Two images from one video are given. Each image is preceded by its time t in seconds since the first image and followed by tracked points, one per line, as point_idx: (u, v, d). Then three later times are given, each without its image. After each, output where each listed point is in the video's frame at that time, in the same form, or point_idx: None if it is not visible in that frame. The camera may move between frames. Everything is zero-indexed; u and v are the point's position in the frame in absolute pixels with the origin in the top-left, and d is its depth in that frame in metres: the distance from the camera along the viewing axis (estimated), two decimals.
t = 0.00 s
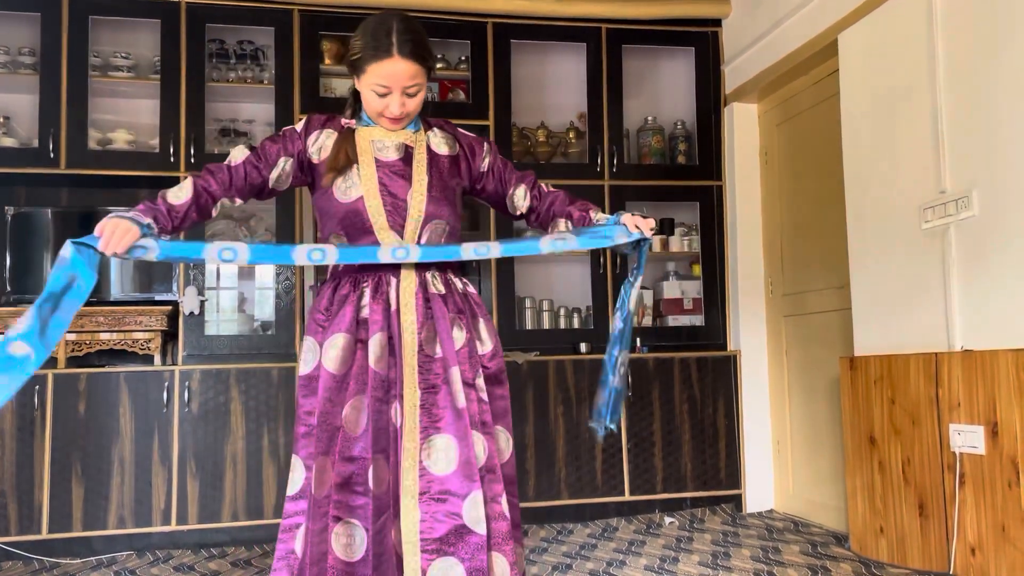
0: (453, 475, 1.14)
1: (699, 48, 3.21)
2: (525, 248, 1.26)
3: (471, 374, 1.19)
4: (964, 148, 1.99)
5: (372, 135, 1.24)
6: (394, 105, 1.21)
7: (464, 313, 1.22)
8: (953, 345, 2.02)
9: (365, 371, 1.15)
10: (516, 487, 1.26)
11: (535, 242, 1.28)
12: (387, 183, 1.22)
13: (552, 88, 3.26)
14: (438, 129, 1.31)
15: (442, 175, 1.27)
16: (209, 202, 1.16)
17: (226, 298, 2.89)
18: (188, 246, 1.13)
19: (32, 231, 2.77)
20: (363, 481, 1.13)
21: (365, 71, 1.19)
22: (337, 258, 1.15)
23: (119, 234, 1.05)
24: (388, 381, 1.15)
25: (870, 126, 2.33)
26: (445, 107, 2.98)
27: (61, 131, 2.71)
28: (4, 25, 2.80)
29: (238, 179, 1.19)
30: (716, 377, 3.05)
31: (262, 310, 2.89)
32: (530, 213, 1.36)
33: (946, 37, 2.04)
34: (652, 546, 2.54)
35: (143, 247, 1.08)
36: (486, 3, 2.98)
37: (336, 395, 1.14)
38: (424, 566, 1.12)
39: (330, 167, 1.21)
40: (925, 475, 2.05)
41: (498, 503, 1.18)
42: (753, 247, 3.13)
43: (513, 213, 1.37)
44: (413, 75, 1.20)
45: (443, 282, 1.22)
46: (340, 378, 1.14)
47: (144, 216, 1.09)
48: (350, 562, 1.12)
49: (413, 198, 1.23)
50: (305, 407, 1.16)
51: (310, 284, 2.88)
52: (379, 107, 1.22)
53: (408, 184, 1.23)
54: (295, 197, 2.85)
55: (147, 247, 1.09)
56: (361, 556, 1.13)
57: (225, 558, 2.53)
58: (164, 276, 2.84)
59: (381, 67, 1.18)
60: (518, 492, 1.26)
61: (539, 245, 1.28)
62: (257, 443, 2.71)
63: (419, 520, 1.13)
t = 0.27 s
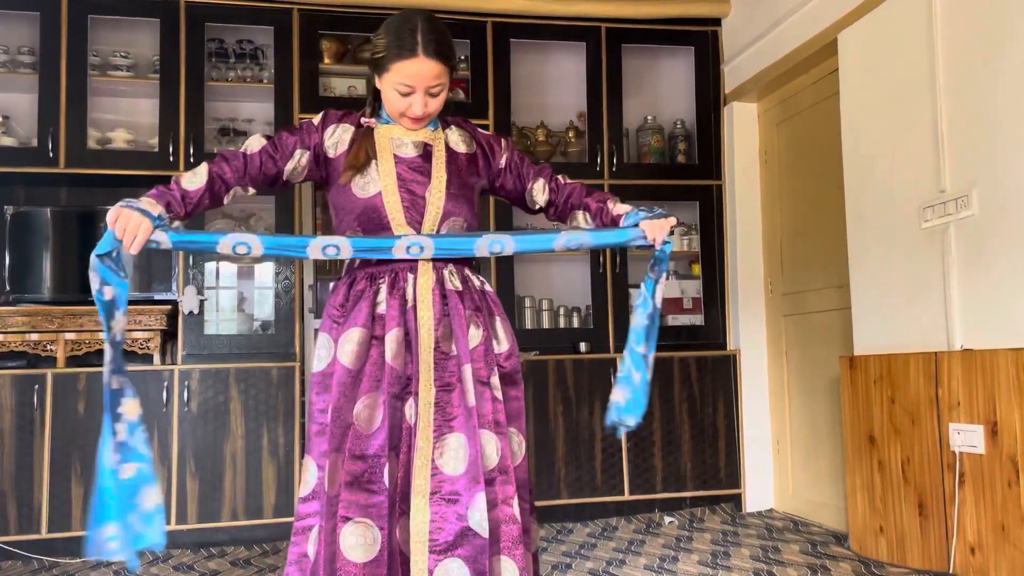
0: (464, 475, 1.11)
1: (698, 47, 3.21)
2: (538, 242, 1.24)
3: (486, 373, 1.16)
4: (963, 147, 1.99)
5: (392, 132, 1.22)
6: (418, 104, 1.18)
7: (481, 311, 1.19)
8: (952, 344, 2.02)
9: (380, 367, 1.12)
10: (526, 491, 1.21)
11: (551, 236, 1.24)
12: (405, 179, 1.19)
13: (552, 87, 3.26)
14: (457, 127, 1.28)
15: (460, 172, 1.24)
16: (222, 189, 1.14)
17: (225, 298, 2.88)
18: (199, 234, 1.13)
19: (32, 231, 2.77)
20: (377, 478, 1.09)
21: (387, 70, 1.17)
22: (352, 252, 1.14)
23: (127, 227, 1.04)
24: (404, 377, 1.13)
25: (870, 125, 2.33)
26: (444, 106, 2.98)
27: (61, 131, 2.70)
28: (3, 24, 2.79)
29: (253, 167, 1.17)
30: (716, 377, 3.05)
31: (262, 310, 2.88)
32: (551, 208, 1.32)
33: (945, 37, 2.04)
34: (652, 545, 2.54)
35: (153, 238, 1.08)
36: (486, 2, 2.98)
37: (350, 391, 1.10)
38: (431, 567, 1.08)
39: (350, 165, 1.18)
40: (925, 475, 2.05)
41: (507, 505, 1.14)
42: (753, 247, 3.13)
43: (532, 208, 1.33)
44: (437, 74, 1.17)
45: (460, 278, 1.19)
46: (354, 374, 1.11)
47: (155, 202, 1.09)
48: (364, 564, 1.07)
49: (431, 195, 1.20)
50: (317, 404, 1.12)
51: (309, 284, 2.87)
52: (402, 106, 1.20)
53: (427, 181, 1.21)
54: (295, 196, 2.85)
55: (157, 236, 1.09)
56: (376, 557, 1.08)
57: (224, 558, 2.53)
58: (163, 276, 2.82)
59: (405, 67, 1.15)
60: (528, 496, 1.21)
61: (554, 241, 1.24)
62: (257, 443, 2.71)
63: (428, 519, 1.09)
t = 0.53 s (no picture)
0: (481, 475, 1.10)
1: (698, 47, 3.21)
2: (545, 237, 1.24)
3: (497, 372, 1.15)
4: (962, 147, 1.99)
5: (402, 129, 1.21)
6: (428, 100, 1.17)
7: (490, 310, 1.19)
8: (952, 344, 2.02)
9: (388, 365, 1.12)
10: (543, 494, 1.20)
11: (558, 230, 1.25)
12: (414, 177, 1.19)
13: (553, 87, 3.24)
14: (466, 125, 1.28)
15: (470, 170, 1.24)
16: (230, 179, 1.15)
17: (225, 297, 2.87)
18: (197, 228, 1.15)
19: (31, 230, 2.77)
20: (388, 478, 1.09)
21: (398, 65, 1.16)
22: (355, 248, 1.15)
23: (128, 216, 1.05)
24: (412, 375, 1.13)
25: (870, 125, 2.34)
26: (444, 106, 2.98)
27: (61, 130, 2.70)
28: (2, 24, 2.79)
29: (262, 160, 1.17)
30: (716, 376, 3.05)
31: (261, 310, 2.86)
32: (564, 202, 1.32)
33: (944, 37, 2.05)
34: (651, 545, 2.54)
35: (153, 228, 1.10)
36: (486, 2, 2.98)
37: (358, 390, 1.10)
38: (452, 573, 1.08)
39: (359, 162, 1.18)
40: (924, 475, 2.06)
41: (524, 506, 1.14)
42: (753, 247, 3.13)
43: (545, 204, 1.33)
44: (447, 69, 1.17)
45: (469, 277, 1.20)
46: (362, 372, 1.11)
47: (163, 187, 1.10)
48: (376, 566, 1.07)
49: (440, 193, 1.20)
50: (322, 402, 1.10)
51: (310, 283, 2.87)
52: (412, 102, 1.19)
53: (436, 179, 1.20)
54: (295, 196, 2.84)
55: (157, 226, 1.10)
56: (387, 559, 1.07)
57: (224, 557, 2.53)
58: (162, 276, 2.84)
59: (416, 61, 1.15)
60: (545, 498, 1.20)
61: (562, 236, 1.25)
62: (256, 443, 2.71)
63: (447, 522, 1.09)
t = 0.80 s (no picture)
0: (478, 474, 1.10)
1: (698, 47, 3.21)
2: (550, 219, 1.24)
3: (496, 370, 1.14)
4: (962, 147, 1.99)
5: (402, 124, 1.21)
6: (427, 91, 1.17)
7: (489, 307, 1.18)
8: (952, 344, 2.02)
9: (384, 361, 1.12)
10: (547, 494, 1.20)
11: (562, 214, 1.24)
12: (413, 172, 1.19)
13: (552, 87, 3.23)
14: (467, 122, 1.27)
15: (469, 167, 1.23)
16: (227, 175, 1.15)
17: (225, 297, 2.87)
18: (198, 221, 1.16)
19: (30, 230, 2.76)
20: (383, 476, 1.09)
21: (396, 56, 1.16)
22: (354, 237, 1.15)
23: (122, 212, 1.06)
24: (409, 372, 1.12)
25: (870, 125, 2.33)
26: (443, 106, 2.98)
27: (60, 130, 2.70)
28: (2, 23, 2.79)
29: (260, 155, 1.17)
30: (715, 376, 3.06)
31: (261, 310, 2.87)
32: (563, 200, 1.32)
33: (945, 37, 2.04)
34: (651, 545, 2.54)
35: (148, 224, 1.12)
36: (485, 2, 2.98)
37: (353, 387, 1.10)
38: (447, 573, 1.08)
39: (358, 156, 1.18)
40: (924, 474, 2.06)
41: (526, 506, 1.13)
42: (753, 247, 3.13)
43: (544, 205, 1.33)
44: (447, 60, 1.16)
45: (467, 273, 1.18)
46: (358, 368, 1.11)
47: (159, 182, 1.10)
48: (365, 567, 1.07)
49: (439, 187, 1.19)
50: (319, 399, 1.11)
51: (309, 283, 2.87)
52: (411, 95, 1.19)
53: (435, 174, 1.20)
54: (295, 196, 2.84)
55: (154, 222, 1.12)
56: (378, 561, 1.07)
57: (224, 557, 2.53)
58: (162, 275, 2.83)
59: (415, 52, 1.14)
60: (548, 498, 1.20)
61: (566, 219, 1.24)
62: (256, 442, 2.71)
63: (443, 521, 1.08)
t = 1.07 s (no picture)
0: (469, 476, 1.08)
1: (698, 47, 3.21)
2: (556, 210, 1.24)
3: (489, 371, 1.14)
4: (962, 148, 1.99)
5: (397, 123, 1.20)
6: (422, 89, 1.16)
7: (483, 307, 1.17)
8: (951, 344, 2.03)
9: (376, 361, 1.10)
10: (538, 497, 1.19)
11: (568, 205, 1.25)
12: (407, 170, 1.18)
13: (552, 87, 3.23)
14: (461, 123, 1.27)
15: (464, 167, 1.23)
16: (218, 174, 1.15)
17: (225, 297, 2.87)
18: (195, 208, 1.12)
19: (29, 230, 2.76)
20: (373, 477, 1.07)
21: (392, 54, 1.15)
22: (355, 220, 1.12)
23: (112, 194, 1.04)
24: (402, 372, 1.10)
25: (869, 125, 2.34)
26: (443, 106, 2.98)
27: (60, 130, 2.70)
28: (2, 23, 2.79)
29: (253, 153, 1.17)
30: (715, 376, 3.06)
31: (260, 310, 2.86)
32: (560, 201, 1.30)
33: (944, 37, 2.05)
34: (651, 545, 2.54)
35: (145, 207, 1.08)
36: (485, 2, 2.98)
37: (345, 386, 1.08)
38: None
39: (352, 154, 1.17)
40: (923, 475, 2.06)
41: (515, 509, 1.12)
42: (752, 247, 3.13)
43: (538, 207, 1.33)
44: (443, 59, 1.16)
45: (462, 273, 1.17)
46: (350, 367, 1.09)
47: (149, 176, 1.10)
48: (355, 569, 1.04)
49: (434, 186, 1.18)
50: (314, 399, 1.10)
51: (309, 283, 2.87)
52: (406, 94, 1.18)
53: (429, 173, 1.19)
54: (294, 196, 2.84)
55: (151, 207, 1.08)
56: (368, 563, 1.04)
57: (224, 558, 2.53)
58: (161, 275, 2.82)
59: (411, 50, 1.14)
60: (539, 501, 1.19)
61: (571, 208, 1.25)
62: (256, 442, 2.71)
63: (433, 523, 1.06)
